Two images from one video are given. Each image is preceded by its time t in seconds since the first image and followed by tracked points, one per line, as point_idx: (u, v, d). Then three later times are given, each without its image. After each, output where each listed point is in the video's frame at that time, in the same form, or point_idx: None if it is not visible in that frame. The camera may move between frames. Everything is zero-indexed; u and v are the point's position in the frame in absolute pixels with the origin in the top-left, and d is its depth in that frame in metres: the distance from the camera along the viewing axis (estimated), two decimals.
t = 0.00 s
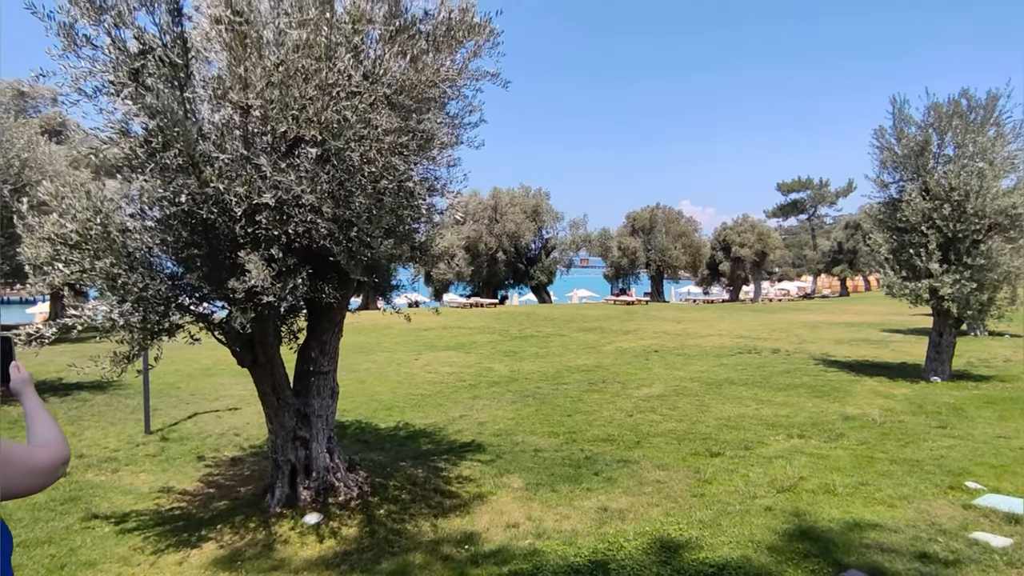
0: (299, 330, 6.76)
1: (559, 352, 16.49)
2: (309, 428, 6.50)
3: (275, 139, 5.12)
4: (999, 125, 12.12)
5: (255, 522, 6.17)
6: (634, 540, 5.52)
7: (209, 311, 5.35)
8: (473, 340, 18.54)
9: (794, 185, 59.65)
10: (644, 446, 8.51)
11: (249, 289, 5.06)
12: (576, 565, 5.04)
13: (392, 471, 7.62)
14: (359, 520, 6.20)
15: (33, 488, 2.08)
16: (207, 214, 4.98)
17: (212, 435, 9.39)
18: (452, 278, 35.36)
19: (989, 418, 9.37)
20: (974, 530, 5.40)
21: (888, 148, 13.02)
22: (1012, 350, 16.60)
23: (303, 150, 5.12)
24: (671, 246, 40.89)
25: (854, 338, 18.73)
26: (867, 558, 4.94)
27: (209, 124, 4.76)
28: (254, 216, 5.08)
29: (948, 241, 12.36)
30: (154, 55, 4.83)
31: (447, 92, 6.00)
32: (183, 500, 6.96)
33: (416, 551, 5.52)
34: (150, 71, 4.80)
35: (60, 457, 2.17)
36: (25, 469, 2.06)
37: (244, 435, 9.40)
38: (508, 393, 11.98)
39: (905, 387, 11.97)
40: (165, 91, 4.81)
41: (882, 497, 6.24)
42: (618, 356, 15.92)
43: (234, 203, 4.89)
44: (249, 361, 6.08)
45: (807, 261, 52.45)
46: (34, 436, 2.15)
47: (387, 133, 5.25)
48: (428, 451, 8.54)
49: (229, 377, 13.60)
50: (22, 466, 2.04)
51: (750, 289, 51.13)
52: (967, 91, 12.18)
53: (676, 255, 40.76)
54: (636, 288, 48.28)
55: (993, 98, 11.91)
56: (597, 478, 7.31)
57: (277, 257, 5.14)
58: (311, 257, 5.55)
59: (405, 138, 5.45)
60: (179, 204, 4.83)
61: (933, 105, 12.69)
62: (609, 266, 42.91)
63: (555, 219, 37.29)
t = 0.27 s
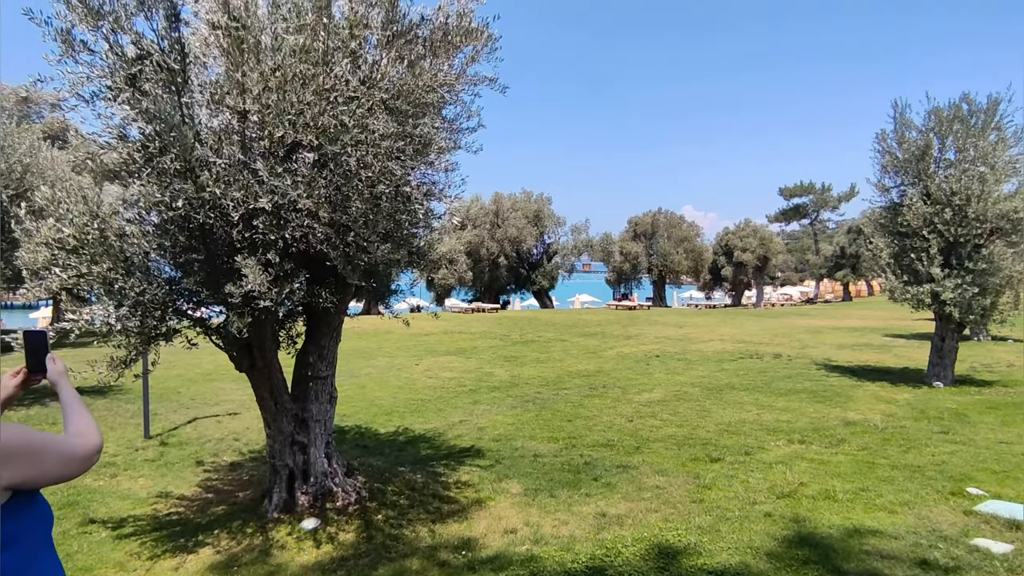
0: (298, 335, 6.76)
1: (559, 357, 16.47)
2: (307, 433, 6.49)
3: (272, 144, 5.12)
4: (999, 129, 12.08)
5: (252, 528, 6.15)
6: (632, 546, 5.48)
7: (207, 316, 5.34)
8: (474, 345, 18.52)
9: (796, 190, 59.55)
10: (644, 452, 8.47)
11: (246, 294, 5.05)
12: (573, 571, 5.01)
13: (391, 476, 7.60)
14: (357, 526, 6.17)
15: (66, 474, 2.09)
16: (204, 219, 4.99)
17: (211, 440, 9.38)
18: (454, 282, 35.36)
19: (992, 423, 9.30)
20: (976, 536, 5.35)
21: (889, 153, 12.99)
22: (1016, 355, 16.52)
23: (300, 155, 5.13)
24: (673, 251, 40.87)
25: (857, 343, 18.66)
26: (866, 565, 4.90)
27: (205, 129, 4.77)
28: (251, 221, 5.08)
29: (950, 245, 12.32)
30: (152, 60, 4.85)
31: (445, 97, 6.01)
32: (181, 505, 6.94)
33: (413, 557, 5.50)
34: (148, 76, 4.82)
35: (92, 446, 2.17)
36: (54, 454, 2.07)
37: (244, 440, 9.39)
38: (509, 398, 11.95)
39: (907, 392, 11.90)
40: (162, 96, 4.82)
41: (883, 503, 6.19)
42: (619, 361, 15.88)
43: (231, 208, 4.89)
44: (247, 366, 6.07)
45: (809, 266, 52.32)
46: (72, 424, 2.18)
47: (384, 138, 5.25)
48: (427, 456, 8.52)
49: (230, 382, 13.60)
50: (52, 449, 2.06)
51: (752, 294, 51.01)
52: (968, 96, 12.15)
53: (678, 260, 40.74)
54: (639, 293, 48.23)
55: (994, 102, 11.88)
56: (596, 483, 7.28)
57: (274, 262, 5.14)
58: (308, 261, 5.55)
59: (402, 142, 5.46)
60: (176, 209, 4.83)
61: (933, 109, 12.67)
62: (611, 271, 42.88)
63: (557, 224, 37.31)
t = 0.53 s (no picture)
0: (290, 339, 6.74)
1: (555, 361, 16.45)
2: (299, 438, 6.46)
3: (262, 148, 5.11)
4: (991, 133, 12.13)
5: (243, 533, 6.11)
6: (625, 550, 5.47)
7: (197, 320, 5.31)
8: (470, 349, 18.51)
9: (792, 193, 59.71)
10: (638, 455, 8.46)
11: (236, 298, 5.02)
12: None
13: (384, 481, 7.58)
14: (349, 531, 6.15)
15: (89, 464, 2.32)
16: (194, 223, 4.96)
17: (204, 445, 9.34)
18: (450, 286, 35.37)
19: (985, 426, 9.32)
20: (967, 539, 5.34)
21: (882, 156, 13.04)
22: (1009, 358, 16.57)
23: (291, 159, 5.11)
24: (668, 254, 40.94)
25: (851, 345, 18.68)
26: (858, 568, 4.90)
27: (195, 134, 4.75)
28: (242, 225, 5.06)
29: (943, 248, 12.36)
30: (142, 64, 4.84)
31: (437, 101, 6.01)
32: (172, 511, 6.90)
33: (405, 562, 5.47)
34: (138, 80, 4.80)
35: (112, 438, 2.40)
36: (80, 447, 2.29)
37: (237, 444, 9.35)
38: (503, 402, 11.93)
39: (901, 395, 11.92)
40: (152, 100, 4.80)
41: (875, 507, 6.18)
42: (615, 364, 15.87)
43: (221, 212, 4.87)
44: (238, 371, 6.04)
45: (805, 269, 52.45)
46: (93, 419, 2.42)
47: (375, 142, 5.23)
48: (420, 461, 8.49)
49: (224, 386, 13.56)
50: (76, 441, 2.29)
51: (748, 297, 51.11)
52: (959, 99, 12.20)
53: (673, 263, 40.80)
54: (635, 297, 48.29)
55: (985, 106, 11.93)
56: (589, 488, 7.27)
57: (265, 266, 5.11)
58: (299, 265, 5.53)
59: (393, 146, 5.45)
60: (166, 213, 4.81)
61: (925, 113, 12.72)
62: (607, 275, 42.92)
63: (552, 227, 37.36)
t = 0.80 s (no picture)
0: (278, 343, 6.70)
1: (545, 364, 16.46)
2: (287, 442, 6.42)
3: (249, 152, 5.08)
4: (975, 137, 12.26)
5: (230, 540, 6.07)
6: (613, 554, 5.47)
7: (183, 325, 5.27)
8: (460, 352, 18.48)
9: (781, 196, 60.06)
10: (628, 458, 8.48)
11: (222, 303, 4.99)
12: None
13: (372, 485, 7.55)
14: (336, 536, 6.11)
15: (120, 461, 2.41)
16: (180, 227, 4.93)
17: (191, 450, 9.27)
18: (441, 289, 35.34)
19: (970, 427, 9.39)
20: (953, 540, 5.38)
21: (869, 160, 13.15)
22: (994, 359, 16.73)
23: (278, 163, 5.08)
24: (659, 257, 41.10)
25: (840, 347, 18.81)
26: (844, 570, 4.92)
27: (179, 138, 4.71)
28: (228, 229, 5.03)
29: (928, 251, 12.48)
30: (126, 67, 4.82)
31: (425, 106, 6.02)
32: (158, 518, 6.84)
33: (393, 568, 5.44)
34: (121, 83, 4.78)
35: (138, 436, 2.48)
36: (112, 444, 2.39)
37: (225, 449, 9.28)
38: (493, 406, 11.92)
39: (888, 396, 12.01)
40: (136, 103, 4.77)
41: (863, 508, 6.21)
42: (605, 367, 15.90)
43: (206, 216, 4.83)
44: (225, 375, 6.00)
45: (794, 271, 52.79)
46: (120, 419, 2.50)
47: (362, 146, 5.21)
48: (410, 465, 8.47)
49: (212, 391, 13.47)
50: (107, 439, 2.38)
51: (738, 299, 51.36)
52: (944, 104, 12.32)
53: (663, 266, 40.96)
54: (625, 300, 48.42)
55: (969, 110, 12.06)
56: (579, 491, 7.27)
57: (251, 271, 5.08)
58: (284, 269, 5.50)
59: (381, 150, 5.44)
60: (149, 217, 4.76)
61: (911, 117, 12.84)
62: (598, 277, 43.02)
63: (543, 230, 37.41)
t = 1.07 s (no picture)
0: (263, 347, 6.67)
1: (532, 366, 16.49)
2: (271, 446, 6.39)
3: (232, 154, 5.04)
4: (952, 141, 12.46)
5: (213, 545, 6.02)
6: (598, 555, 5.50)
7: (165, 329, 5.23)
8: (447, 355, 18.46)
9: (765, 199, 60.58)
10: (613, 460, 8.52)
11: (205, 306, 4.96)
12: None
13: (357, 489, 7.52)
14: (321, 540, 6.09)
15: (154, 448, 2.79)
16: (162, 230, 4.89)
17: (174, 454, 9.19)
18: (427, 291, 35.28)
19: (948, 426, 9.55)
20: (930, 538, 5.46)
21: (850, 164, 13.33)
22: (972, 359, 17.00)
23: (261, 166, 5.06)
24: (645, 259, 41.33)
25: (822, 349, 19.01)
26: (824, 569, 4.99)
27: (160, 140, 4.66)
28: (211, 232, 5.00)
29: (907, 254, 12.67)
30: (106, 68, 4.80)
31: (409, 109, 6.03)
32: (140, 523, 6.77)
33: (377, 571, 5.43)
34: (101, 85, 4.76)
35: (166, 424, 2.87)
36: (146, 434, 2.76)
37: (208, 454, 9.21)
38: (480, 408, 11.92)
39: (869, 397, 12.17)
40: (116, 105, 4.74)
41: (843, 507, 6.30)
42: (591, 369, 15.96)
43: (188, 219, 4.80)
44: (208, 379, 5.96)
45: (778, 273, 53.30)
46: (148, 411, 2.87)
47: (346, 149, 5.20)
48: (395, 468, 8.45)
49: (195, 394, 13.35)
50: (142, 429, 2.75)
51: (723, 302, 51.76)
52: (922, 109, 12.52)
53: (649, 268, 41.18)
54: (612, 302, 48.62)
55: (947, 116, 12.26)
56: (564, 493, 7.29)
57: (234, 274, 5.06)
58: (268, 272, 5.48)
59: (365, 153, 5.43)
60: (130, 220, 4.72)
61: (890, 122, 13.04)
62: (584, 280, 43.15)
63: (530, 233, 37.48)
